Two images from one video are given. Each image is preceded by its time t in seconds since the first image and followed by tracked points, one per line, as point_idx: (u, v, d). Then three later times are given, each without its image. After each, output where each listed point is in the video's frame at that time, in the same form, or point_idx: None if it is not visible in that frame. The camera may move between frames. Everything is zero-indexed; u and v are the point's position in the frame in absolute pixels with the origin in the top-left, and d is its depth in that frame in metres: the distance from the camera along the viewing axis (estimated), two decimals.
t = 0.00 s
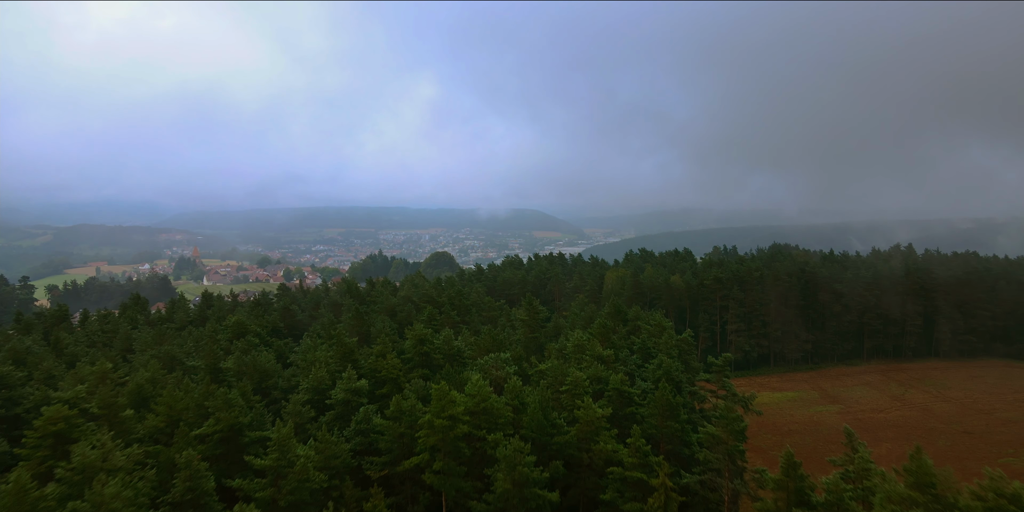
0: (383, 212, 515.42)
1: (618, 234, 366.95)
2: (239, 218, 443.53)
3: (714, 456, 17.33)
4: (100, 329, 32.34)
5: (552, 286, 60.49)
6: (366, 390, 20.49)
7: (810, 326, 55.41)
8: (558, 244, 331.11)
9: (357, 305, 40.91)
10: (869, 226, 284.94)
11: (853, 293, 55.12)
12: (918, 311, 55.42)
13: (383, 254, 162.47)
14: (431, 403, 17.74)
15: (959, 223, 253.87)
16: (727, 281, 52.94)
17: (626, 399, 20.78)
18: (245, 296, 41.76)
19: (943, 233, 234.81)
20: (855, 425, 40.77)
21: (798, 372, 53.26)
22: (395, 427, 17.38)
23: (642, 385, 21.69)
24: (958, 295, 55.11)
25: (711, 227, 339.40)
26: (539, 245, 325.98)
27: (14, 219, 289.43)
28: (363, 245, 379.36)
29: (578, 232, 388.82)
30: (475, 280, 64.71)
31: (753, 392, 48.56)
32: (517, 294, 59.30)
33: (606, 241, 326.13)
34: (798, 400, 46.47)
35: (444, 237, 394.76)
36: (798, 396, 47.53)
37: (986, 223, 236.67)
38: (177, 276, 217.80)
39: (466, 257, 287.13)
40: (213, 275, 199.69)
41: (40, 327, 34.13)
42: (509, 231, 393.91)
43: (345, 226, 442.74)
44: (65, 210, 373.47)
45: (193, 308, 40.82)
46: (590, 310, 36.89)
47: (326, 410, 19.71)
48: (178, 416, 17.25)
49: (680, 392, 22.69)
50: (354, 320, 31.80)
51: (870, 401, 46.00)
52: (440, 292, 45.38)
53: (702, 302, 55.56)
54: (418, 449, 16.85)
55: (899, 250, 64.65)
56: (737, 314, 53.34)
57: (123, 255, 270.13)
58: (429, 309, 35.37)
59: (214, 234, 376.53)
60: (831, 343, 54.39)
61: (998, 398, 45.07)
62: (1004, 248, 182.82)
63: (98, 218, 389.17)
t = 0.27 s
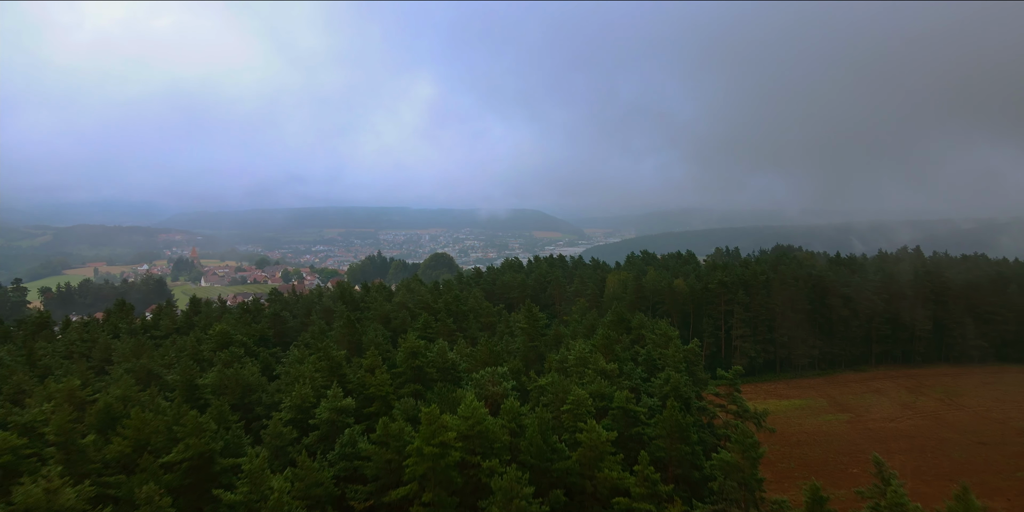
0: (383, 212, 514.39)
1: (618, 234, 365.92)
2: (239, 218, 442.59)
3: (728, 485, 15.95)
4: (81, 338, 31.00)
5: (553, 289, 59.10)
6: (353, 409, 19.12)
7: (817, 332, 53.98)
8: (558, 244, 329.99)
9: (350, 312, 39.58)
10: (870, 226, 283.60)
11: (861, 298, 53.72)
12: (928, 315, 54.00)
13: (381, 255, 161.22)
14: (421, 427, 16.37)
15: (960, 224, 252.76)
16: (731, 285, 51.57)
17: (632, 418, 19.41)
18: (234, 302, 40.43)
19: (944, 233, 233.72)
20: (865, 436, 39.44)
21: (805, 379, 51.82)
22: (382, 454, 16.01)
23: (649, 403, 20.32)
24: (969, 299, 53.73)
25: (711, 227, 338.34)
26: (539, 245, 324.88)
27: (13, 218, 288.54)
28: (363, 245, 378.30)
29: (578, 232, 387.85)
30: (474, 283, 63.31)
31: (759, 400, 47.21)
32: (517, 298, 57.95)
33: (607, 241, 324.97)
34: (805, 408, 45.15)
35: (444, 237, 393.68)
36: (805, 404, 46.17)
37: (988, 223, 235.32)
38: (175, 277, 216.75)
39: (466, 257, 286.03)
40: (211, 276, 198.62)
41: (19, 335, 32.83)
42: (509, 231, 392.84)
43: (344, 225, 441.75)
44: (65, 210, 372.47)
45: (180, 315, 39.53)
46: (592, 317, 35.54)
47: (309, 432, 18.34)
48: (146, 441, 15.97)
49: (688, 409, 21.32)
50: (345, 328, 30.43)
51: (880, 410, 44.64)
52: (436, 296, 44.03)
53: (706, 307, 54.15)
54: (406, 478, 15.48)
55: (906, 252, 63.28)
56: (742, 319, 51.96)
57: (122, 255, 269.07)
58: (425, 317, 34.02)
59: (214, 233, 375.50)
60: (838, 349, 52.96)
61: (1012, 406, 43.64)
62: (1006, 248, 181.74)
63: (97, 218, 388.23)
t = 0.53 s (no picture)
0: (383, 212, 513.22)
1: (618, 233, 364.88)
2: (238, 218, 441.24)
3: None
4: (60, 347, 29.60)
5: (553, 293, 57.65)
6: (338, 430, 17.76)
7: (824, 337, 52.53)
8: (558, 244, 328.63)
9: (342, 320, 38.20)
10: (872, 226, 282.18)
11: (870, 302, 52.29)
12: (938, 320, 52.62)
13: (380, 256, 159.85)
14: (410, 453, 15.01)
15: (962, 224, 251.42)
16: (737, 289, 50.18)
17: (638, 439, 18.06)
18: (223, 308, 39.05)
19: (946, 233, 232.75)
20: (876, 447, 38.05)
21: (813, 386, 50.39)
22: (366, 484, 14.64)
23: (656, 422, 18.96)
24: (980, 304, 52.36)
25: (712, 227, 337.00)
26: (539, 245, 323.56)
27: (10, 218, 287.21)
28: (363, 245, 377.13)
29: (579, 232, 386.86)
30: (472, 287, 61.91)
31: (766, 408, 45.75)
32: (517, 302, 56.56)
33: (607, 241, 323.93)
34: (813, 417, 43.76)
35: (444, 237, 392.39)
36: (813, 413, 44.77)
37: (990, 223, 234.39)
38: (172, 277, 215.46)
39: (465, 258, 284.72)
40: (209, 277, 197.41)
41: None
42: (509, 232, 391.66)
43: (344, 226, 440.49)
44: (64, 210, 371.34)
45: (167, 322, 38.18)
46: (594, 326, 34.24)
47: (291, 456, 16.98)
48: (109, 470, 14.89)
49: (698, 428, 19.97)
50: (336, 338, 29.06)
51: (891, 419, 43.23)
52: (433, 302, 42.63)
53: (710, 312, 52.70)
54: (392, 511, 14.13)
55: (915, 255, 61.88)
56: (748, 324, 50.56)
57: (121, 255, 267.90)
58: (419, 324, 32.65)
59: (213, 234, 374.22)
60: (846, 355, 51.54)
61: None
62: (1008, 249, 180.47)
63: (96, 218, 386.86)
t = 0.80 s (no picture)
0: (383, 212, 511.87)
1: (619, 233, 363.59)
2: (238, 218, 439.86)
3: None
4: (37, 357, 28.31)
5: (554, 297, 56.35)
6: (321, 458, 16.40)
7: (832, 343, 51.15)
8: (558, 245, 327.12)
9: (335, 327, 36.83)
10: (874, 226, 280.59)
11: (879, 308, 50.94)
12: (949, 326, 51.22)
13: (379, 257, 158.47)
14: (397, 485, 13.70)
15: (965, 224, 249.85)
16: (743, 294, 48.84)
17: (647, 467, 16.66)
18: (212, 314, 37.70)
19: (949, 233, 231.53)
20: (889, 459, 36.66)
21: (821, 394, 49.01)
22: None
23: (665, 446, 17.63)
24: (992, 309, 50.99)
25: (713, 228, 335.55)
26: (539, 246, 322.06)
27: (8, 218, 285.84)
28: (363, 245, 375.90)
29: (579, 233, 385.80)
30: (471, 291, 60.50)
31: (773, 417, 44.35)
32: (516, 306, 55.22)
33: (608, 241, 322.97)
34: (823, 427, 42.38)
35: (444, 238, 390.90)
36: (822, 422, 43.40)
37: (992, 223, 233.22)
38: (170, 279, 214.04)
39: (466, 258, 283.22)
40: (207, 278, 196.02)
41: None
42: (510, 232, 390.36)
43: (344, 226, 439.25)
44: (63, 210, 370.11)
45: (153, 330, 36.84)
46: (596, 335, 32.95)
47: (268, 488, 15.60)
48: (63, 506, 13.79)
49: (709, 450, 18.63)
50: (326, 348, 27.70)
51: (903, 429, 41.81)
52: (429, 308, 41.20)
53: (714, 317, 51.33)
54: None
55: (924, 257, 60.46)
56: (753, 330, 49.23)
57: (119, 255, 266.63)
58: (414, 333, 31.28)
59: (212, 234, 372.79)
60: (853, 361, 50.27)
61: None
62: (1013, 250, 178.90)
63: (95, 218, 385.75)
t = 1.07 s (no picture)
0: (383, 212, 510.61)
1: (620, 233, 362.46)
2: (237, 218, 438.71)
3: None
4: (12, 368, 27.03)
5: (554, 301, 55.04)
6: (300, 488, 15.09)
7: (840, 348, 49.74)
8: (558, 245, 325.67)
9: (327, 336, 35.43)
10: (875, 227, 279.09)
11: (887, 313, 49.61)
12: (960, 331, 49.88)
13: (378, 258, 157.19)
14: None
15: (967, 225, 248.38)
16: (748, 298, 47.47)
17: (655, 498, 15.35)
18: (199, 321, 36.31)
19: (951, 233, 230.42)
20: (903, 472, 35.27)
21: (829, 401, 47.59)
22: None
23: (675, 472, 16.30)
24: (1005, 314, 49.68)
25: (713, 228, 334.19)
26: (539, 246, 320.61)
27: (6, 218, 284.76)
28: (362, 245, 374.75)
29: (579, 233, 384.66)
30: (470, 295, 59.07)
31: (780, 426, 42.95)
32: (515, 310, 53.92)
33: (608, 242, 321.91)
34: (832, 436, 40.93)
35: (443, 238, 389.68)
36: (831, 431, 42.00)
37: (995, 223, 232.07)
38: (168, 279, 212.62)
39: (466, 258, 281.80)
40: (205, 279, 194.62)
41: None
42: (510, 232, 389.05)
43: (343, 226, 438.05)
44: (62, 210, 369.05)
45: (138, 338, 35.47)
46: (598, 343, 31.66)
47: None
48: None
49: (722, 477, 17.32)
50: (314, 359, 26.33)
51: (916, 438, 40.35)
52: (425, 315, 39.77)
53: (719, 322, 49.94)
54: None
55: (932, 260, 59.06)
56: (759, 335, 47.88)
57: (118, 256, 265.51)
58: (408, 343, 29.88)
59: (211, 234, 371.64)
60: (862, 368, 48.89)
61: None
62: (1016, 250, 177.34)
63: (94, 218, 384.70)
